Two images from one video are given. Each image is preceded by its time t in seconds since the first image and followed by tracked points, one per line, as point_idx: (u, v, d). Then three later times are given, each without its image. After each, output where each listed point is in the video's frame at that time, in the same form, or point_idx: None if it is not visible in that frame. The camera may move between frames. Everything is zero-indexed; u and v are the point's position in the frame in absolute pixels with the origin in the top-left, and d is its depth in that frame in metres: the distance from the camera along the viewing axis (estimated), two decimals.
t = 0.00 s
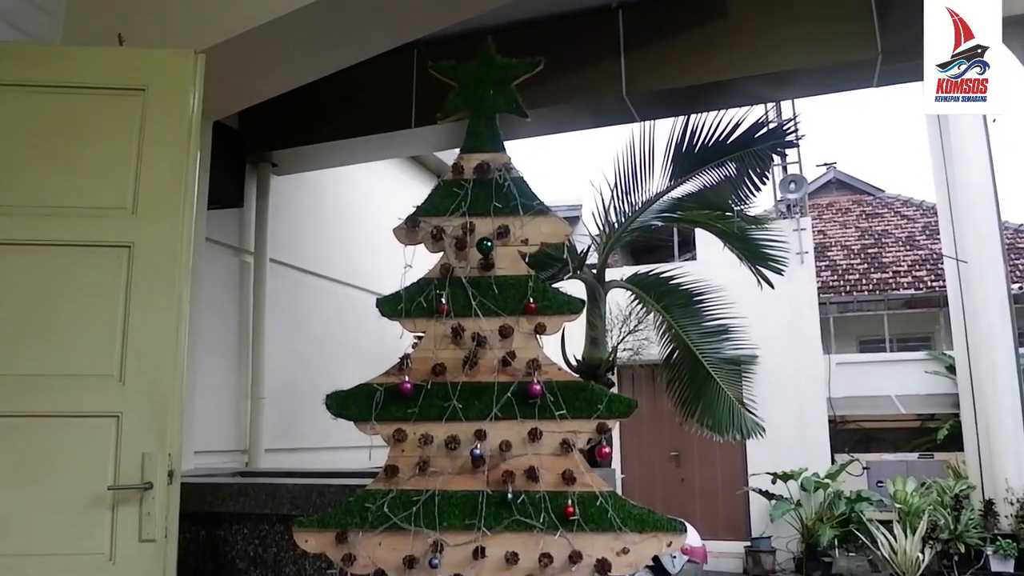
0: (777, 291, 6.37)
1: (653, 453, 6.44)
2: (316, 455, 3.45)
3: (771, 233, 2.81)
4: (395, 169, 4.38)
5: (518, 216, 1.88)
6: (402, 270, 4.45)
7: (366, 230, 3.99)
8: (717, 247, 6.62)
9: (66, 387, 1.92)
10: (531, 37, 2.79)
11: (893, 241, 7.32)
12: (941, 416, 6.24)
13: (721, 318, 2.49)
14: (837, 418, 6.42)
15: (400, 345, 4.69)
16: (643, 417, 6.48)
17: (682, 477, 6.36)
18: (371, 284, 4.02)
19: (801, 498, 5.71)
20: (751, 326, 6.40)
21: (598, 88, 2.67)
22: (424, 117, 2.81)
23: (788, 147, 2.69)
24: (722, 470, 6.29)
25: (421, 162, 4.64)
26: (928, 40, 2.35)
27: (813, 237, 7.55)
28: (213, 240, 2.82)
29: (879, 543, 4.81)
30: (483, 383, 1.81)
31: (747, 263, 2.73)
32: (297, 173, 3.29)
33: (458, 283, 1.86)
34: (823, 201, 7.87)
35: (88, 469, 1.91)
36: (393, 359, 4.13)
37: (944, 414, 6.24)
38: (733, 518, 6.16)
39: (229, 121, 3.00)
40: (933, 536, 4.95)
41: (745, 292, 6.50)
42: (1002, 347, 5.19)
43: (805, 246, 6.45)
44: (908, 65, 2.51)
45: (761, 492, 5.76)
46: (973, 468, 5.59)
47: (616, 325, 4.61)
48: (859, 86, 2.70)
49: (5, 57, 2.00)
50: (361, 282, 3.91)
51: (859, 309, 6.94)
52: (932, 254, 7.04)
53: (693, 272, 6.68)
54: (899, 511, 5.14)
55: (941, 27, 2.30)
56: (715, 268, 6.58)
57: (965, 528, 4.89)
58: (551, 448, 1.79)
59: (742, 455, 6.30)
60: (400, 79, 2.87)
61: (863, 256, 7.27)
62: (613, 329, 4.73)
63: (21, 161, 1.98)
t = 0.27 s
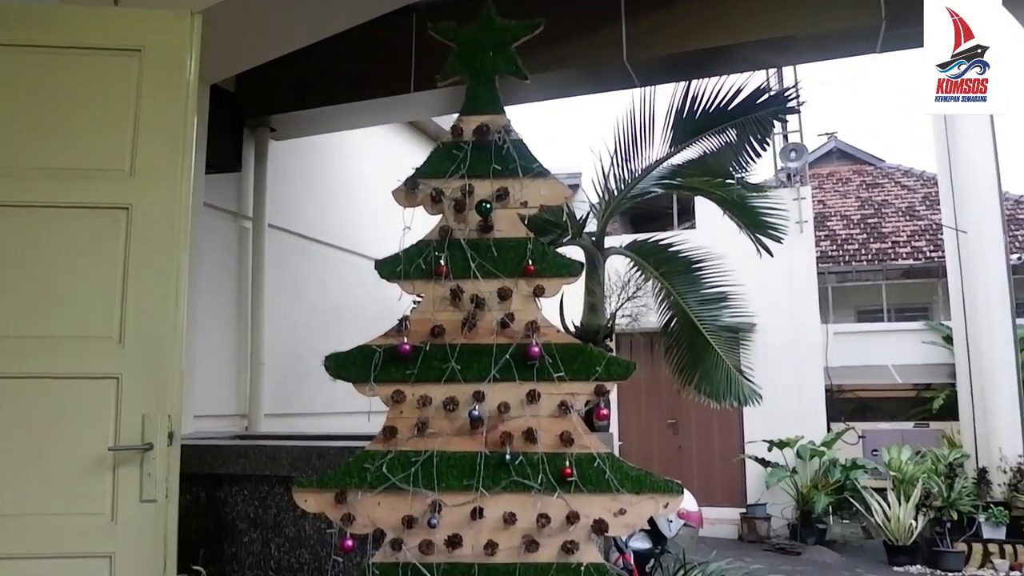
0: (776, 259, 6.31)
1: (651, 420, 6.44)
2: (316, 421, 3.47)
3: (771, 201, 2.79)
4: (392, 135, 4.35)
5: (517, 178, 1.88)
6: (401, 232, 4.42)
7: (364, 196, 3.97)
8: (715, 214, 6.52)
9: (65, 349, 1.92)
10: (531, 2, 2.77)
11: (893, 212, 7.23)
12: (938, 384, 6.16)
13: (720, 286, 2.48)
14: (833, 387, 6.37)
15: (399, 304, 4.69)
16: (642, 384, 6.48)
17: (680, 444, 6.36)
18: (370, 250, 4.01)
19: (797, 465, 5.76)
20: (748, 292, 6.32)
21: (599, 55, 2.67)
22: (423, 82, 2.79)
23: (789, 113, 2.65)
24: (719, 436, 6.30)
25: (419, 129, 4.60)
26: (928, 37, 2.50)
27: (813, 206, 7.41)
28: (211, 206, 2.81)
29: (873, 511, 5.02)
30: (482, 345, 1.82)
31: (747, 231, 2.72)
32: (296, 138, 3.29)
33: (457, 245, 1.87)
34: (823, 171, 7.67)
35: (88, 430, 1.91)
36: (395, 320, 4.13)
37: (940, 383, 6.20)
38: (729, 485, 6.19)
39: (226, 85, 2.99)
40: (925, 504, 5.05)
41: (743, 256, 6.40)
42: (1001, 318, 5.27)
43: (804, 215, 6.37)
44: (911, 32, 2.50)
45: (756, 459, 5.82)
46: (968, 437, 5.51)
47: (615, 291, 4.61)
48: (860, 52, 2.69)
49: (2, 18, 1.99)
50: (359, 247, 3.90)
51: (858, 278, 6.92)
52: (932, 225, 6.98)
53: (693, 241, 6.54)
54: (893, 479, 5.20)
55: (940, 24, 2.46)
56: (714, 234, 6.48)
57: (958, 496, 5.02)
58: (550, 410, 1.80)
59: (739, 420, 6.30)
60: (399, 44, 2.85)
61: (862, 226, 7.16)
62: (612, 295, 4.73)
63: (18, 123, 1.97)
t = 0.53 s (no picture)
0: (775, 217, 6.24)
1: (647, 379, 6.44)
2: (316, 378, 3.49)
3: (772, 158, 2.77)
4: (389, 94, 4.30)
5: (515, 131, 1.87)
6: (399, 185, 4.40)
7: (363, 155, 3.95)
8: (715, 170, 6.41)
9: (62, 304, 1.93)
10: None
11: (893, 170, 7.09)
12: (934, 343, 6.21)
13: (718, 245, 2.48)
14: (831, 346, 6.40)
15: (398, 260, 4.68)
16: (639, 342, 6.46)
17: (677, 403, 6.38)
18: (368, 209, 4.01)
19: (794, 422, 5.77)
20: (748, 250, 6.25)
21: (599, 10, 2.66)
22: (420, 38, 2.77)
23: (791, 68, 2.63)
24: (716, 393, 6.31)
25: (416, 87, 4.55)
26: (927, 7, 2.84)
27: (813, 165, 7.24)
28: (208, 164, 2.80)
29: (869, 468, 5.13)
30: (480, 298, 1.83)
31: (747, 189, 2.70)
32: (293, 94, 3.27)
33: (455, 198, 1.86)
34: (824, 129, 7.59)
35: (88, 385, 1.92)
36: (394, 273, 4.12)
37: (937, 342, 6.24)
38: (726, 442, 6.21)
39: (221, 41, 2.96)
40: (921, 461, 5.11)
41: (742, 213, 6.27)
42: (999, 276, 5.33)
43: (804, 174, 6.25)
44: None
45: (754, 417, 5.86)
46: (963, 396, 5.54)
47: (615, 247, 4.63)
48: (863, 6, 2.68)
49: None
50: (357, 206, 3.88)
51: (857, 238, 6.85)
52: (933, 184, 6.85)
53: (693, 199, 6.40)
54: (889, 437, 5.22)
55: None
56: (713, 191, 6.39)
57: (953, 453, 5.06)
58: (548, 362, 1.81)
59: (738, 378, 6.26)
60: None
61: (863, 185, 7.04)
62: (611, 251, 4.72)
63: (14, 79, 1.97)
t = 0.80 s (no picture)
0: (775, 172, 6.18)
1: (645, 335, 6.45)
2: (315, 333, 3.50)
3: (773, 113, 2.74)
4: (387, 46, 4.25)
5: (513, 81, 1.85)
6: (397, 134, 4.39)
7: (359, 111, 3.91)
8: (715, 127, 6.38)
9: (59, 253, 1.92)
10: None
11: (895, 128, 7.00)
12: (931, 303, 6.18)
13: (717, 201, 2.46)
14: (830, 305, 6.40)
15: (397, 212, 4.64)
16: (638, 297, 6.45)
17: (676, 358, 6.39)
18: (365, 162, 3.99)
19: (790, 379, 5.86)
20: (748, 206, 6.22)
21: None
22: None
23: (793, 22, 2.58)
24: (715, 349, 6.31)
25: (412, 41, 4.48)
26: None
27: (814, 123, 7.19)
28: (207, 117, 2.78)
29: (864, 425, 5.17)
30: (478, 249, 1.83)
31: (747, 145, 2.68)
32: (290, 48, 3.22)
33: (453, 148, 1.85)
34: (824, 87, 7.42)
35: (87, 334, 1.93)
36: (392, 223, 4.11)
37: (935, 301, 6.20)
38: (723, 398, 6.26)
39: None
40: (915, 418, 5.14)
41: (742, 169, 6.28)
42: (999, 236, 5.36)
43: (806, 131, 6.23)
44: None
45: (751, 373, 5.88)
46: (960, 353, 5.61)
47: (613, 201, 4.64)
48: None
49: None
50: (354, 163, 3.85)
51: (857, 196, 6.84)
52: (934, 142, 6.77)
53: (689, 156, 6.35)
54: (884, 394, 5.26)
55: None
56: (713, 150, 6.33)
57: (948, 410, 5.09)
58: (546, 312, 1.81)
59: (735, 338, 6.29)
60: None
61: (863, 143, 7.00)
62: (609, 206, 4.76)
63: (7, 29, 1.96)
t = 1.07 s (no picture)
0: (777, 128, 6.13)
1: (645, 292, 6.48)
2: (317, 290, 3.52)
3: (773, 69, 2.72)
4: None
5: (512, 32, 1.83)
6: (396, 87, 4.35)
7: (356, 68, 3.87)
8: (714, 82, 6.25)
9: (56, 211, 1.91)
10: None
11: (897, 85, 6.96)
12: (931, 262, 6.22)
13: (717, 157, 2.46)
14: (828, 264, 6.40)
15: (396, 165, 4.58)
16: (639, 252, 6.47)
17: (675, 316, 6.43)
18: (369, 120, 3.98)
19: (789, 336, 5.89)
20: (748, 165, 6.16)
21: None
22: None
23: None
24: (713, 307, 6.34)
25: None
26: None
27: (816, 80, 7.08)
28: (203, 75, 2.75)
29: (863, 382, 5.20)
30: (477, 201, 1.82)
31: (746, 101, 2.67)
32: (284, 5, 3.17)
33: (451, 100, 1.84)
34: (828, 44, 7.32)
35: (87, 290, 1.92)
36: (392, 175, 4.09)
37: (935, 260, 6.21)
38: (722, 358, 6.29)
39: None
40: (912, 374, 5.17)
41: (744, 126, 6.20)
42: (999, 193, 5.35)
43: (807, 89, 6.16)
44: None
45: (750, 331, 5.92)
46: (957, 310, 5.61)
47: (613, 159, 4.65)
48: None
49: None
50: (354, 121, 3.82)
51: (858, 154, 6.77)
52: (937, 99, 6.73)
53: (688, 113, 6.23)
54: (883, 351, 5.29)
55: None
56: (713, 108, 6.25)
57: (945, 366, 5.12)
58: (546, 265, 1.81)
59: (734, 300, 6.30)
60: None
61: (865, 100, 6.93)
62: (608, 163, 4.78)
63: None
